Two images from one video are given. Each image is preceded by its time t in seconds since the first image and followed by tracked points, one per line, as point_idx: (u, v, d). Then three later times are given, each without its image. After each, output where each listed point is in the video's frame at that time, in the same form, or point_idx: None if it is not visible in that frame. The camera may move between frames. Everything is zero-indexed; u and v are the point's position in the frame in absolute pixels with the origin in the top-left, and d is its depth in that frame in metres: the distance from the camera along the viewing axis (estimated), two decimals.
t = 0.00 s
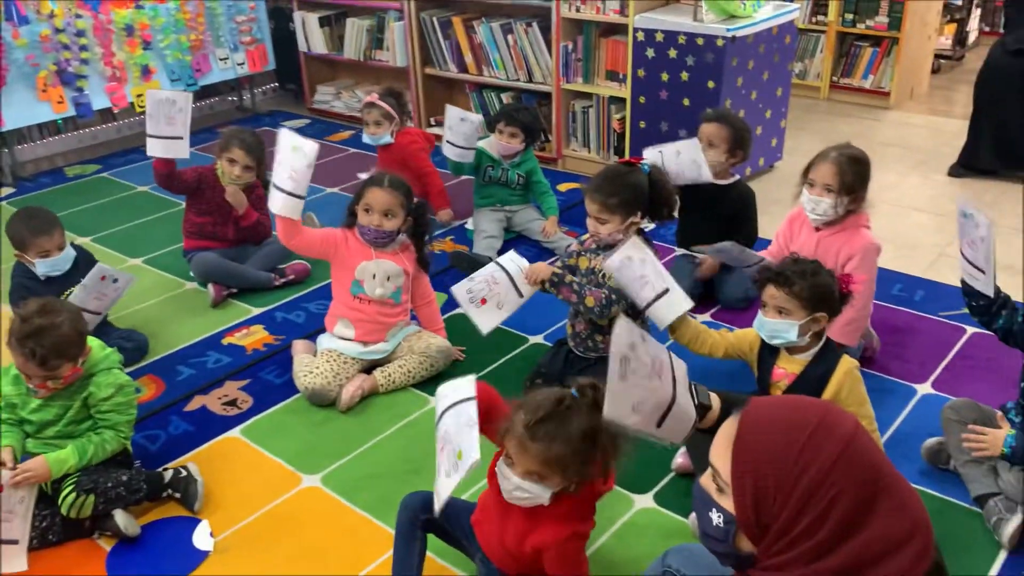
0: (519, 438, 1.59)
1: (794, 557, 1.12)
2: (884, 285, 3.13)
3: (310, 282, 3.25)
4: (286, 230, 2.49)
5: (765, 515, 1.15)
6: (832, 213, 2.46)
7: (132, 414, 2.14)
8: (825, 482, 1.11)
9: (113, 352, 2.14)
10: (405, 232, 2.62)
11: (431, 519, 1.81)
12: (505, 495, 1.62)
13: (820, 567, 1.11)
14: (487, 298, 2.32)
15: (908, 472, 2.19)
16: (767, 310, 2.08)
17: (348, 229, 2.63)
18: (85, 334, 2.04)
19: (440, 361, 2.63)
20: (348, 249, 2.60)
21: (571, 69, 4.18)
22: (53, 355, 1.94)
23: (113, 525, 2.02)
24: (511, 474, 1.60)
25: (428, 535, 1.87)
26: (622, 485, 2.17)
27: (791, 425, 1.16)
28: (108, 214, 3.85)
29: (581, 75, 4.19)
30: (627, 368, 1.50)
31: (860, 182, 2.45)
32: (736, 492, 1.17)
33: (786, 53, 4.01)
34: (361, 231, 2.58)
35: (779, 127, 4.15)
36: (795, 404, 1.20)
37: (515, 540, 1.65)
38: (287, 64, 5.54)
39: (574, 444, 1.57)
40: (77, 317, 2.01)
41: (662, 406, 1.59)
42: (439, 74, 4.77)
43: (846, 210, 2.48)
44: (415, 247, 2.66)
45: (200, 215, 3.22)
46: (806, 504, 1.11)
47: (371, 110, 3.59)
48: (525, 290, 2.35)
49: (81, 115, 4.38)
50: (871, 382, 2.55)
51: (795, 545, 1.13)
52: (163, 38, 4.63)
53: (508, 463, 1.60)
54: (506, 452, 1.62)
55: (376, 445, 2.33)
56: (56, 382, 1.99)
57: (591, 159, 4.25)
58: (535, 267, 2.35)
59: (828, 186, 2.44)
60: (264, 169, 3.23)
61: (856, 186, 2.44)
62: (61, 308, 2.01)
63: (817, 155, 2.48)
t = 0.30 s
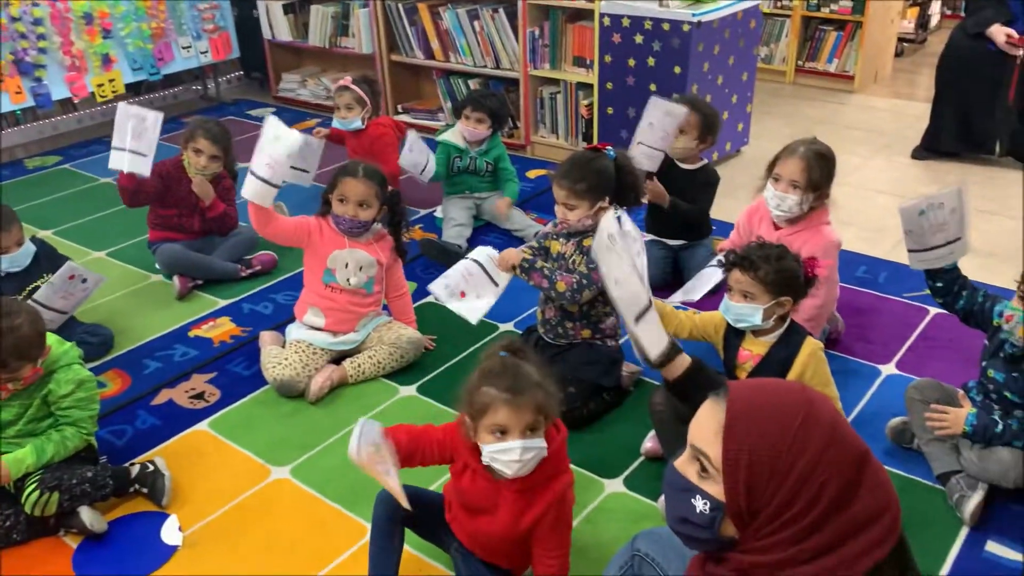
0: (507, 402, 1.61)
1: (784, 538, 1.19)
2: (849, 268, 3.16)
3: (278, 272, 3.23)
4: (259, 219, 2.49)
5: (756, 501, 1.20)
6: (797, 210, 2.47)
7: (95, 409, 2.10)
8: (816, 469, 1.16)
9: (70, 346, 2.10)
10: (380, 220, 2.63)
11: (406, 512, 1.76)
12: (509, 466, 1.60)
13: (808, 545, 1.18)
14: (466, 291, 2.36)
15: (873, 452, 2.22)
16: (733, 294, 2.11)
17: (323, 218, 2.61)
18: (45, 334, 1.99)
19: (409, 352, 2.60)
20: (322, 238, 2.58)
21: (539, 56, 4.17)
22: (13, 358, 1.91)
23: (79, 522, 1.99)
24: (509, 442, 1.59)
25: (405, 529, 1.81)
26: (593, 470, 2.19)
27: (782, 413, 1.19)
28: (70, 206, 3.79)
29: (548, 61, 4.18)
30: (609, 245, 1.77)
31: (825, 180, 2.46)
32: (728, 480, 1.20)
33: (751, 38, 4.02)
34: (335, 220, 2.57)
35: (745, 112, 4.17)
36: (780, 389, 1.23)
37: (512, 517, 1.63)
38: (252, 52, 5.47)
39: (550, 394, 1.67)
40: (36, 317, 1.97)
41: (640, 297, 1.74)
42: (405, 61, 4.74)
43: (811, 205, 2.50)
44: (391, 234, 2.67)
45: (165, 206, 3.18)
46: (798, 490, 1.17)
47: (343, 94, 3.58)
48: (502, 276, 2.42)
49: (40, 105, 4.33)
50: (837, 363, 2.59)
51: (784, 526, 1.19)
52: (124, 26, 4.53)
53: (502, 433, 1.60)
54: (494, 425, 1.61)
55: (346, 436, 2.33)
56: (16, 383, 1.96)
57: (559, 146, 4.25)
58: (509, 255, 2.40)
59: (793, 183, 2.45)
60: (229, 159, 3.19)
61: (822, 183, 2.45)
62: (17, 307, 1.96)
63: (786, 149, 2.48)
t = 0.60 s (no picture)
0: (447, 378, 1.65)
1: (769, 518, 1.20)
2: (827, 256, 3.18)
3: (256, 265, 3.21)
4: (227, 213, 2.47)
5: (744, 481, 1.21)
6: (786, 194, 2.47)
7: (68, 407, 2.08)
8: (805, 451, 1.18)
9: (41, 343, 2.08)
10: (351, 209, 2.61)
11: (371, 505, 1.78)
12: (455, 443, 1.63)
13: (794, 525, 1.19)
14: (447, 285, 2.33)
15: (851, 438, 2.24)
16: (711, 284, 2.10)
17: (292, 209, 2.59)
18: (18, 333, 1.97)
19: (389, 344, 2.60)
20: (292, 229, 2.55)
21: (517, 45, 4.16)
22: None
23: (55, 520, 1.97)
24: (453, 418, 1.63)
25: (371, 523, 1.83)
26: (574, 460, 2.19)
27: (773, 396, 1.21)
28: (44, 200, 3.74)
29: (526, 51, 4.16)
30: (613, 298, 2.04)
31: (816, 163, 2.46)
32: (718, 460, 1.22)
33: (730, 27, 4.02)
34: (304, 211, 2.55)
35: (724, 101, 4.18)
36: (771, 373, 1.25)
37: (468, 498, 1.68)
38: (228, 43, 5.41)
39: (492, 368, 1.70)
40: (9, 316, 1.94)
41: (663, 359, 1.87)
42: (383, 51, 4.70)
43: (800, 190, 2.50)
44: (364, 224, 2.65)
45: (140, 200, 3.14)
46: (787, 471, 1.18)
47: (324, 89, 3.56)
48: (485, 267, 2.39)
49: (13, 98, 4.27)
50: (816, 351, 2.60)
51: (770, 506, 1.20)
52: (97, 17, 4.46)
53: (446, 411, 1.64)
54: (439, 403, 1.65)
55: (326, 429, 2.32)
56: None
57: (538, 136, 4.24)
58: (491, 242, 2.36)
59: (783, 166, 2.45)
60: (202, 151, 3.16)
61: (811, 166, 2.45)
62: None
63: (776, 132, 2.47)
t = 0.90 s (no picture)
0: (379, 356, 1.73)
1: (753, 488, 1.25)
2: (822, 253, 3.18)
3: (250, 262, 3.20)
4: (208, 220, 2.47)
5: (730, 452, 1.26)
6: (787, 180, 2.47)
7: (63, 404, 2.08)
8: (788, 422, 1.23)
9: (35, 340, 2.07)
10: (331, 204, 2.60)
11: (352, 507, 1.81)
12: (370, 420, 1.69)
13: (775, 495, 1.24)
14: (437, 269, 2.33)
15: (844, 435, 2.25)
16: (705, 282, 2.11)
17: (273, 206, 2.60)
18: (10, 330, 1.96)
19: (383, 338, 2.61)
20: (273, 227, 2.55)
21: (512, 42, 4.15)
22: None
23: (50, 516, 1.97)
24: (374, 395, 1.70)
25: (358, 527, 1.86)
26: (568, 456, 2.20)
27: (757, 371, 1.26)
28: (37, 195, 3.73)
29: (522, 48, 4.16)
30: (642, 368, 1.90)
31: (811, 149, 2.46)
32: (706, 431, 1.26)
33: (725, 24, 4.03)
34: (282, 209, 2.54)
35: (718, 98, 4.18)
36: (754, 350, 1.30)
37: (423, 487, 1.70)
38: (223, 39, 5.41)
39: (432, 360, 1.71)
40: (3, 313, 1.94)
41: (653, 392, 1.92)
42: (378, 47, 4.70)
43: (801, 176, 2.50)
44: (343, 218, 2.63)
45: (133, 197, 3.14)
46: (771, 442, 1.23)
47: (314, 98, 3.52)
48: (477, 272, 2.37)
49: (7, 93, 4.26)
50: (810, 348, 2.61)
51: (753, 478, 1.25)
52: (91, 12, 4.44)
53: (374, 387, 1.72)
54: (370, 379, 1.73)
55: (322, 425, 2.32)
56: None
57: (534, 132, 4.25)
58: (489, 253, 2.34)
59: (780, 155, 2.46)
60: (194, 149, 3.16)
61: (808, 152, 2.45)
62: None
63: (769, 122, 2.48)
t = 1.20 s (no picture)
0: (386, 341, 1.77)
1: (758, 483, 1.24)
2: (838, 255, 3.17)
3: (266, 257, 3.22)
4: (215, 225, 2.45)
5: (735, 446, 1.26)
6: (800, 196, 2.47)
7: (81, 395, 2.10)
8: (793, 418, 1.23)
9: (54, 332, 2.10)
10: (333, 202, 2.59)
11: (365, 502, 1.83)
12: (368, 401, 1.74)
13: (782, 490, 1.23)
14: (449, 233, 2.33)
15: (859, 438, 2.24)
16: (715, 287, 2.11)
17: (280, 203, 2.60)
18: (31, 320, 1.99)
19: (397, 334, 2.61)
20: (280, 227, 2.55)
21: (530, 41, 4.15)
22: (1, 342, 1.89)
23: (69, 506, 1.99)
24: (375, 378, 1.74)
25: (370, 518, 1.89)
26: (581, 455, 2.20)
27: (763, 366, 1.26)
28: (57, 189, 3.76)
29: (539, 47, 4.16)
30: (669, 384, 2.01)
31: (824, 164, 2.45)
32: (711, 425, 1.26)
33: (743, 25, 4.01)
34: (287, 209, 2.54)
35: (735, 98, 4.17)
36: (761, 347, 1.31)
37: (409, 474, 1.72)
38: (241, 36, 5.43)
39: (435, 353, 1.72)
40: (24, 304, 1.96)
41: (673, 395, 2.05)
42: (396, 45, 4.71)
43: (814, 191, 2.49)
44: (345, 215, 2.63)
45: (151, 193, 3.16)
46: (775, 437, 1.23)
47: (327, 99, 3.52)
48: (475, 261, 2.38)
49: (28, 87, 4.29)
50: (825, 350, 2.60)
51: (759, 473, 1.24)
52: (112, 8, 4.48)
53: (379, 371, 1.76)
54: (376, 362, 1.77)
55: (336, 420, 2.34)
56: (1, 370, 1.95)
57: (550, 131, 4.25)
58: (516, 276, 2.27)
59: (794, 170, 2.45)
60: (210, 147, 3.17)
61: (821, 167, 2.44)
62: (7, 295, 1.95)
63: (782, 140, 2.48)
